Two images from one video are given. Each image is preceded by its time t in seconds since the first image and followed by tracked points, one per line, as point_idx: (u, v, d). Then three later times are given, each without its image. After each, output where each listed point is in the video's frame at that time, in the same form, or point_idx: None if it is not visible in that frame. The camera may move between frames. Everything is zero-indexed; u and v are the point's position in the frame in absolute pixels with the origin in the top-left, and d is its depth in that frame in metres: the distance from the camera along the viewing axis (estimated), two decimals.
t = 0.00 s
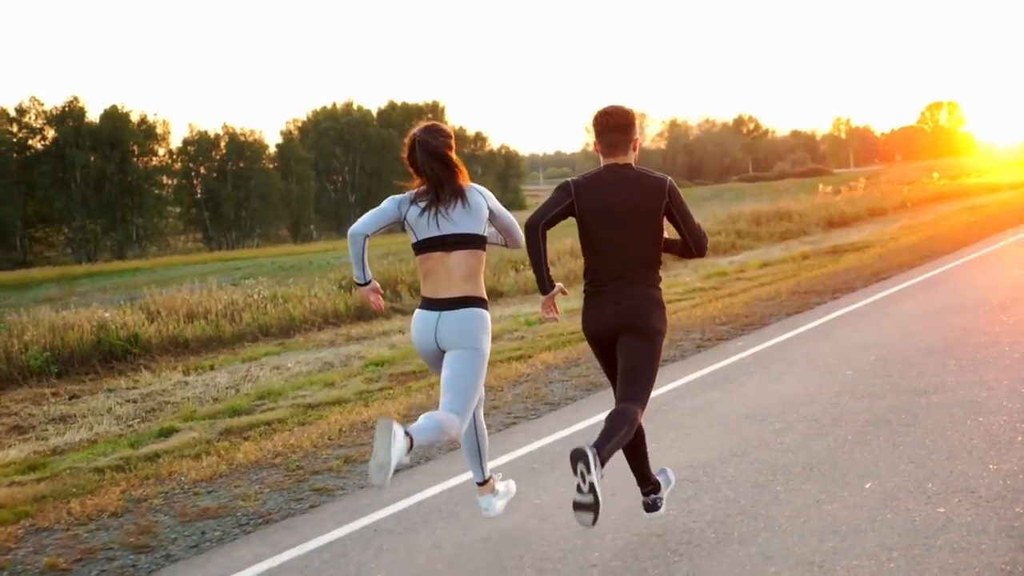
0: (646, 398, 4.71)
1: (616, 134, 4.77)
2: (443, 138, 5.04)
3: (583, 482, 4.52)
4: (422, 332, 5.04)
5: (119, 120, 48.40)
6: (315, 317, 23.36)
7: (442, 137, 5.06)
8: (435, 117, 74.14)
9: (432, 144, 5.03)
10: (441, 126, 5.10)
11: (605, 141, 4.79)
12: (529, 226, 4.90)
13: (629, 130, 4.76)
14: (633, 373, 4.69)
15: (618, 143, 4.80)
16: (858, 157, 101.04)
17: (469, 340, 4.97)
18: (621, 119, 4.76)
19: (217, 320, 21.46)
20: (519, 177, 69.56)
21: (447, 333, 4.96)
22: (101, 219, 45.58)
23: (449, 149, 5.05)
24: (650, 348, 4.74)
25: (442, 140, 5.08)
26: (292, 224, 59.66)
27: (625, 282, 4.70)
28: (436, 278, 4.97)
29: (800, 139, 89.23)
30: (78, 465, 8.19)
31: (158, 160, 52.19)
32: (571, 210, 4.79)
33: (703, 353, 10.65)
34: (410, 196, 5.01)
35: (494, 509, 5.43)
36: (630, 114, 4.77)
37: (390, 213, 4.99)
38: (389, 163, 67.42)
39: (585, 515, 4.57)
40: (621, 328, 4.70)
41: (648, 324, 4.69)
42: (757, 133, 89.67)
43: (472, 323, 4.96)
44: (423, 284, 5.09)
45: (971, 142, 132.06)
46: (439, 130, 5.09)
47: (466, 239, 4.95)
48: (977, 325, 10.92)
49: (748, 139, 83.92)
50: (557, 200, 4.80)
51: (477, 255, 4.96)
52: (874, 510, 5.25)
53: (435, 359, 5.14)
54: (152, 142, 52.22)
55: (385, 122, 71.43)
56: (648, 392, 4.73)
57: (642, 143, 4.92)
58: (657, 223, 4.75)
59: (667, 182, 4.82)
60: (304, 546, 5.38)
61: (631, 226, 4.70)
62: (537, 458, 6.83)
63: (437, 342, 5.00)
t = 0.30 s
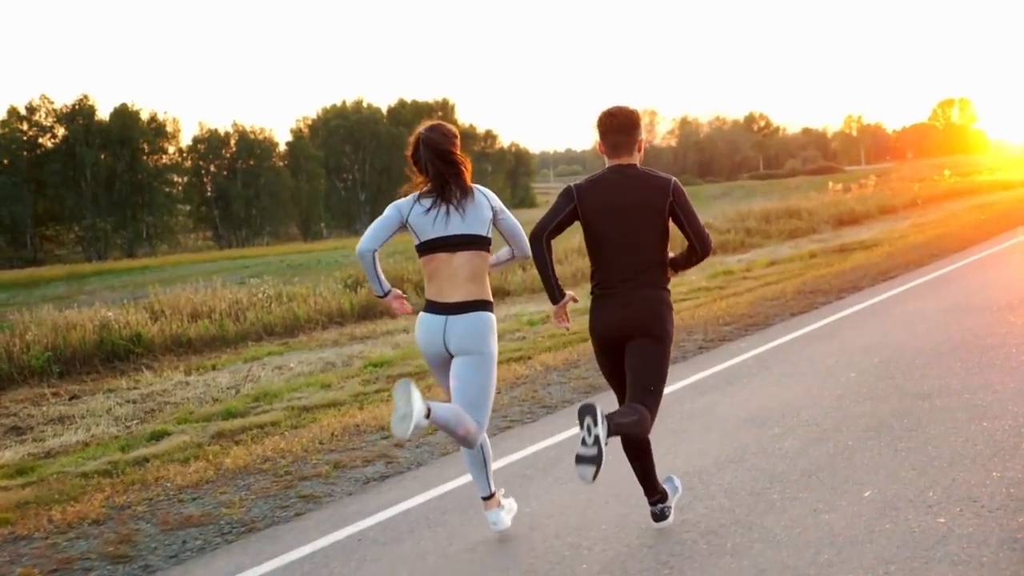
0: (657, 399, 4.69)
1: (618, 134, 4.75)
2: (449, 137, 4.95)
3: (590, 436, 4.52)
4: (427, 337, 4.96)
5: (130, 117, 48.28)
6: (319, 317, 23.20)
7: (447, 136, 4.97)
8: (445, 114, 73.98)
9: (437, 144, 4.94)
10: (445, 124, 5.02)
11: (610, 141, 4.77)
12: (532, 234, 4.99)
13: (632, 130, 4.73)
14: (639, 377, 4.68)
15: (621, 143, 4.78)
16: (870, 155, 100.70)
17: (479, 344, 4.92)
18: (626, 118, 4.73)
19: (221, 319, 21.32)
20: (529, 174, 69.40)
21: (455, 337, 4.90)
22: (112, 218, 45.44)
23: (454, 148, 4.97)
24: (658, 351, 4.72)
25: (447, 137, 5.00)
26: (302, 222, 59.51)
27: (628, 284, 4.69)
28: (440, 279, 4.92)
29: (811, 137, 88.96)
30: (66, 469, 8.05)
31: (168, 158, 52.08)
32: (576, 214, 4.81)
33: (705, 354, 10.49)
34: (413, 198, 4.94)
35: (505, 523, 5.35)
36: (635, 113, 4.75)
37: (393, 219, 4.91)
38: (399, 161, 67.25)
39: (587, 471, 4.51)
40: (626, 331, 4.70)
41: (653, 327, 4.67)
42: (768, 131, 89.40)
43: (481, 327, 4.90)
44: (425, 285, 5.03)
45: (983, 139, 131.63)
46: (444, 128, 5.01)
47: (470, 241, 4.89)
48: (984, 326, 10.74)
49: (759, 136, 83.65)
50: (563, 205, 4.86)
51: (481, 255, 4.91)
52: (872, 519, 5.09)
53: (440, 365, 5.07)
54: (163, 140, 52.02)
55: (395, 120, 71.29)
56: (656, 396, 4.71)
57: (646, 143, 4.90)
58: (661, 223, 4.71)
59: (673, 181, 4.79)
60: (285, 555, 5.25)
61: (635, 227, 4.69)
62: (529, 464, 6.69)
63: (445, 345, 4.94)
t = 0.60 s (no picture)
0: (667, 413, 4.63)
1: (623, 143, 4.63)
2: (451, 139, 4.83)
3: (609, 400, 4.48)
4: (430, 342, 4.83)
5: (140, 115, 47.99)
6: (325, 315, 23.03)
7: (451, 138, 4.86)
8: (456, 111, 73.77)
9: (440, 146, 4.83)
10: (451, 126, 4.91)
11: (614, 147, 4.64)
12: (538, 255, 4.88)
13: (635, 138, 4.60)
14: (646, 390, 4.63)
15: (627, 150, 4.64)
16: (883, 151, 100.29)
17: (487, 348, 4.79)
18: (630, 123, 4.60)
19: (224, 317, 21.14)
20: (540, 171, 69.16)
21: (460, 342, 4.77)
22: (124, 214, 45.25)
23: (458, 148, 4.85)
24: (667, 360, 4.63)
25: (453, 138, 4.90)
26: (313, 219, 59.37)
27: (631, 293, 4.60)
28: (443, 284, 4.81)
29: (824, 132, 88.60)
30: (51, 474, 7.88)
31: (179, 155, 51.92)
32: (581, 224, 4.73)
33: (707, 355, 10.29)
34: (418, 204, 4.87)
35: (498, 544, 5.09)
36: (639, 117, 4.62)
37: (398, 228, 4.86)
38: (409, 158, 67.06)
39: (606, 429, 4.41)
40: (629, 341, 4.61)
41: (656, 337, 4.57)
42: (780, 127, 89.09)
43: (488, 332, 4.78)
44: (428, 291, 4.91)
45: (997, 135, 131.13)
46: (450, 129, 4.90)
47: (474, 245, 4.78)
48: (993, 325, 10.52)
49: (771, 132, 83.33)
50: (567, 218, 4.79)
51: (486, 259, 4.81)
52: (870, 531, 4.90)
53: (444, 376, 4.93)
54: (174, 137, 51.77)
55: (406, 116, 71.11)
56: (664, 408, 4.64)
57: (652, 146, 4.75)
58: (663, 228, 4.57)
59: (680, 184, 4.62)
60: (262, 568, 5.07)
61: (636, 239, 4.57)
62: (521, 469, 6.51)
63: (450, 349, 4.79)
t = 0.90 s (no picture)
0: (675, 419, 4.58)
1: (631, 144, 4.53)
2: (451, 141, 4.69)
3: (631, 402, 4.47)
4: (432, 342, 4.70)
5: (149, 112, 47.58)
6: (330, 313, 22.87)
7: (452, 141, 4.72)
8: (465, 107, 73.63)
9: (440, 149, 4.70)
10: (454, 127, 4.76)
11: (619, 150, 4.54)
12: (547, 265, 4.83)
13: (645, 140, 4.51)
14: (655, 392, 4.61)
15: (634, 152, 4.54)
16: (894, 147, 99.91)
17: (490, 351, 4.69)
18: (636, 125, 4.51)
19: (228, 314, 20.98)
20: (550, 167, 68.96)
21: (463, 343, 4.65)
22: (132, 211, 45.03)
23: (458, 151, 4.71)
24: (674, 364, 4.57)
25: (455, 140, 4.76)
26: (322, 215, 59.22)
27: (634, 299, 4.52)
28: (447, 283, 4.68)
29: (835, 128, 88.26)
30: (36, 477, 7.73)
31: (189, 151, 51.75)
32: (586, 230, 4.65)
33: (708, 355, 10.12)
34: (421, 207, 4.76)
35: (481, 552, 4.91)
36: (647, 119, 4.52)
37: (406, 233, 4.79)
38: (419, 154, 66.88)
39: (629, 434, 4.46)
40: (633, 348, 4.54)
41: (663, 343, 4.50)
42: (791, 123, 88.79)
43: (491, 338, 4.67)
44: (430, 288, 4.78)
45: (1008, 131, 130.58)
46: (452, 130, 4.76)
47: (475, 247, 4.66)
48: (999, 325, 10.34)
49: (782, 127, 83.04)
50: (572, 226, 4.72)
51: (487, 262, 4.68)
52: (865, 542, 4.73)
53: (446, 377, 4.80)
54: (184, 134, 51.33)
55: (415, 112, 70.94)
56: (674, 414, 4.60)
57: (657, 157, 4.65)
58: (666, 232, 4.47)
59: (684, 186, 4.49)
60: None
61: (639, 244, 4.49)
62: (511, 473, 6.36)
63: (454, 350, 4.67)
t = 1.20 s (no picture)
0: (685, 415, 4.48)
1: (638, 135, 4.38)
2: (450, 140, 4.69)
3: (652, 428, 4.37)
4: (440, 338, 4.69)
5: (163, 107, 47.43)
6: (336, 309, 22.67)
7: (453, 138, 4.73)
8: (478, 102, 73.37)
9: (442, 148, 4.71)
10: (457, 121, 4.76)
11: (626, 141, 4.40)
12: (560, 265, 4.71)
13: (650, 132, 4.36)
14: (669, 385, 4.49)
15: (640, 143, 4.40)
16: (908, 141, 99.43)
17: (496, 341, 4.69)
18: (642, 117, 4.37)
19: (232, 310, 20.80)
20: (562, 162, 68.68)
21: (471, 338, 4.65)
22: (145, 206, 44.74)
23: (458, 148, 4.71)
24: (683, 357, 4.45)
25: (459, 135, 4.76)
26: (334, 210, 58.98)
27: (638, 294, 4.38)
28: (451, 277, 4.69)
29: (848, 122, 87.83)
30: (18, 479, 7.56)
31: (201, 146, 51.51)
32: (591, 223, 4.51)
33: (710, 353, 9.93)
34: (428, 202, 4.78)
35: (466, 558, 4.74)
36: (653, 110, 4.38)
37: (422, 232, 4.83)
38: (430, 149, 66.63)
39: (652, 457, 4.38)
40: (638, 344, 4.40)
41: (669, 338, 4.37)
42: (805, 116, 88.40)
43: (498, 328, 4.67)
44: (435, 286, 4.79)
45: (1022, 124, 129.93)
46: (456, 125, 4.76)
47: (476, 239, 4.67)
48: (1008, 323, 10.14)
49: (795, 122, 82.67)
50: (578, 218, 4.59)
51: (489, 253, 4.68)
52: (861, 554, 4.55)
53: (448, 374, 4.74)
54: (196, 129, 51.19)
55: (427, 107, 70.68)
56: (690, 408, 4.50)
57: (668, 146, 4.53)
58: (670, 226, 4.32)
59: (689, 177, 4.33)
60: None
61: (642, 238, 4.35)
62: (501, 478, 6.18)
63: (461, 346, 4.68)
